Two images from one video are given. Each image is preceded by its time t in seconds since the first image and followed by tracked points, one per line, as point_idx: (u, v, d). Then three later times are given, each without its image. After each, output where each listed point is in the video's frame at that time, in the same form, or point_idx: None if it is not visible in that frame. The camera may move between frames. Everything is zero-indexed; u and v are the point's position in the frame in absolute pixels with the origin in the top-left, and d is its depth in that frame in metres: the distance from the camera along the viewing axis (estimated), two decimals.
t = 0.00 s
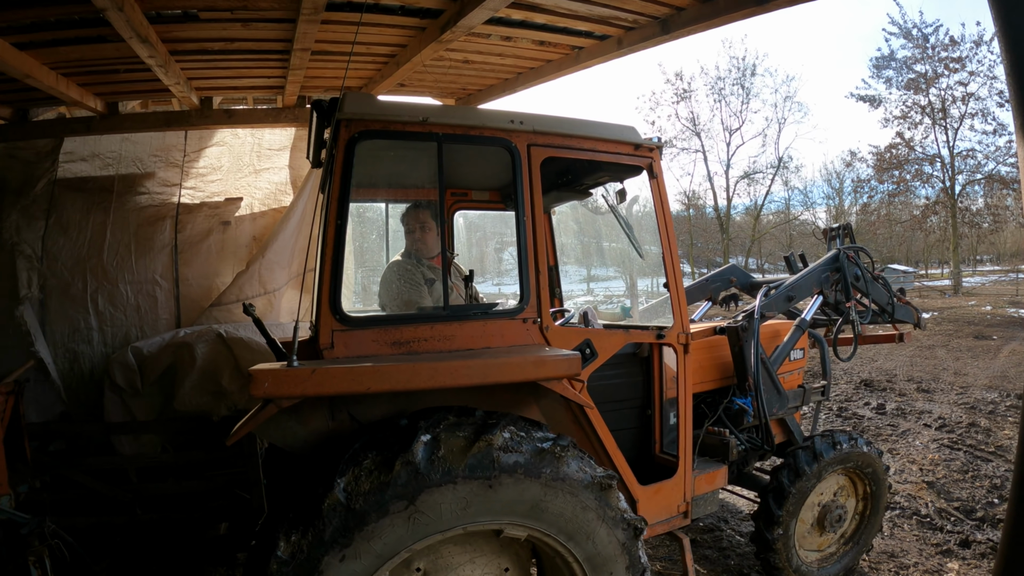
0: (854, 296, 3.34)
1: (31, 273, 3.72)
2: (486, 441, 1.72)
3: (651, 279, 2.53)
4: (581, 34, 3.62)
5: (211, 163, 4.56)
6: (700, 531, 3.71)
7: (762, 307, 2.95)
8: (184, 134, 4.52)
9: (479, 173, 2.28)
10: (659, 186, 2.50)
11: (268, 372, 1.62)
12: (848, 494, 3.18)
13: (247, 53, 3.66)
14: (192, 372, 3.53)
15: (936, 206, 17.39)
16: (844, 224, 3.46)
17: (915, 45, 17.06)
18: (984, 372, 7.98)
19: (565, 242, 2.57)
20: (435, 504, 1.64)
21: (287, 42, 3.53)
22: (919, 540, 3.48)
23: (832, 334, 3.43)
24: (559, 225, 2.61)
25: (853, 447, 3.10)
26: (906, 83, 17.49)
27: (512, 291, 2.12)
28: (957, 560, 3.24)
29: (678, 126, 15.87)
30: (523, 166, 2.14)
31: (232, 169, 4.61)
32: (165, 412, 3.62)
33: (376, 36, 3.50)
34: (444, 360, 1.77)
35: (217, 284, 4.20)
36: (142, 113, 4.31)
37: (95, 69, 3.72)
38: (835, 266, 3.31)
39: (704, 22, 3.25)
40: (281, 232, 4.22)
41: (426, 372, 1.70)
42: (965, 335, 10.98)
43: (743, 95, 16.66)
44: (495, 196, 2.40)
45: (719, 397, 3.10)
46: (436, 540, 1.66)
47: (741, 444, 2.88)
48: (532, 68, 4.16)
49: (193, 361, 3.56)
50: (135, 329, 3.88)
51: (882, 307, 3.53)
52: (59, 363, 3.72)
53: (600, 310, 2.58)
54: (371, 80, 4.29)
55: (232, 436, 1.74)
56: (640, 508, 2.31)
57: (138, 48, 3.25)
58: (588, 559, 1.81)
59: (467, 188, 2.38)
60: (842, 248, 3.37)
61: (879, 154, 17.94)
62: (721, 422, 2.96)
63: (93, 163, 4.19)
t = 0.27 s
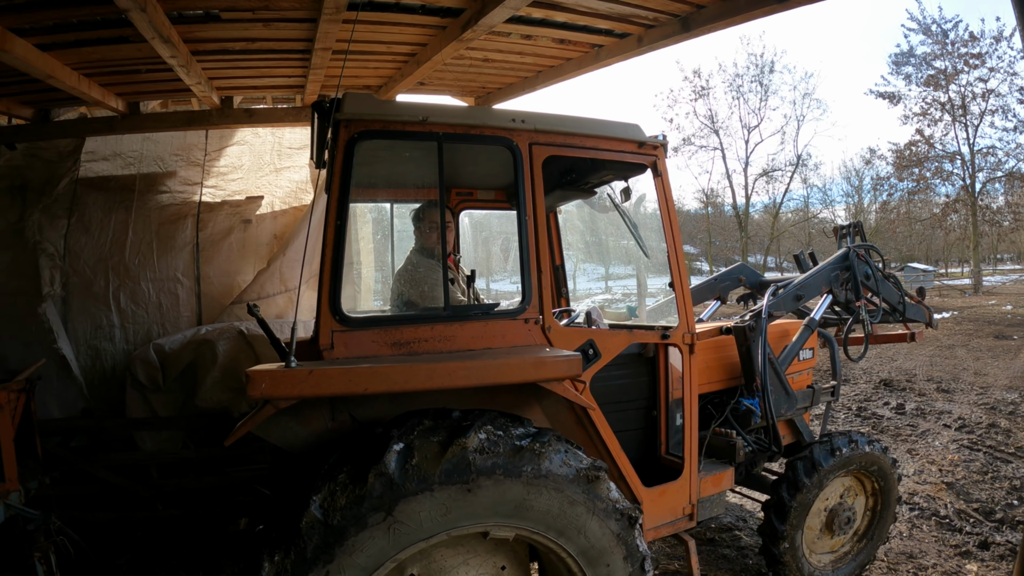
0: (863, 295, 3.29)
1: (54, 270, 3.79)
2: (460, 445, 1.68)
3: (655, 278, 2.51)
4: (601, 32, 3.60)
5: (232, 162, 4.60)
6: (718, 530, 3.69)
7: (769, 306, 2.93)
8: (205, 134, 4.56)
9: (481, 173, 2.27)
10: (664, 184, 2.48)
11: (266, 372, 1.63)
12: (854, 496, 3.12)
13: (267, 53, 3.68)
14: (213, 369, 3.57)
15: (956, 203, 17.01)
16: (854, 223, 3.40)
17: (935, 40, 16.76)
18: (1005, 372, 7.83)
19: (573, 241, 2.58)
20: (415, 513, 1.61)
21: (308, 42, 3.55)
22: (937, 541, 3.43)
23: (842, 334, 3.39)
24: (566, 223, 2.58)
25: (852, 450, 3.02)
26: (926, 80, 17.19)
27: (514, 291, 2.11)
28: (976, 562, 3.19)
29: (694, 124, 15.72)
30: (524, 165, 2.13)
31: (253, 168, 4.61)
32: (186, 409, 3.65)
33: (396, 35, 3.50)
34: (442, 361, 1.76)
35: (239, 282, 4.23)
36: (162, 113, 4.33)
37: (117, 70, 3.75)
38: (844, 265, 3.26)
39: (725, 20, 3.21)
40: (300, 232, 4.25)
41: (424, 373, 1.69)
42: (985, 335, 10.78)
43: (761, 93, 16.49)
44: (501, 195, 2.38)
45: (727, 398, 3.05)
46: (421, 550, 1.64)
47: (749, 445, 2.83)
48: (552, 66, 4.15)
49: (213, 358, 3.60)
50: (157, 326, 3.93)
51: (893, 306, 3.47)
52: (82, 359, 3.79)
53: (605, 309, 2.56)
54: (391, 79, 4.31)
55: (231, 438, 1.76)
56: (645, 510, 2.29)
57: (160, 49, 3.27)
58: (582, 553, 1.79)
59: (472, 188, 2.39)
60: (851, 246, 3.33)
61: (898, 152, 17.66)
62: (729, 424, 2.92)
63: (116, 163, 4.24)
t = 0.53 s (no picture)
0: (871, 293, 3.23)
1: (72, 269, 3.83)
2: (421, 448, 1.66)
3: (655, 276, 2.49)
4: (617, 29, 3.58)
5: (249, 161, 4.59)
6: (734, 530, 3.67)
7: (773, 305, 2.89)
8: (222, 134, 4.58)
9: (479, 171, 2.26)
10: (663, 180, 2.45)
11: (256, 368, 1.64)
12: (857, 496, 3.07)
13: (284, 52, 3.69)
14: (232, 364, 3.64)
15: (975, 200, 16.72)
16: (862, 220, 3.34)
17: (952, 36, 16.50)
18: None
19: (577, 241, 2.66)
20: (382, 519, 1.60)
21: (325, 41, 3.56)
22: (954, 542, 3.38)
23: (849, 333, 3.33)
24: (568, 222, 2.68)
25: (849, 454, 2.95)
26: (943, 76, 16.92)
27: (510, 289, 2.11)
28: (994, 564, 3.13)
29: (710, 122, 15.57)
30: (519, 163, 2.12)
31: (270, 167, 4.63)
32: (203, 406, 3.70)
33: (412, 34, 3.50)
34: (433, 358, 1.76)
35: (256, 281, 4.29)
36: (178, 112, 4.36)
37: (133, 70, 3.78)
38: (851, 263, 3.21)
39: (741, 16, 3.18)
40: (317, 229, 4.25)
41: (413, 372, 1.69)
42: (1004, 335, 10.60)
43: (777, 90, 16.31)
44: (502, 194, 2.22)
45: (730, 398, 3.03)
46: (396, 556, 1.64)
47: (752, 445, 2.80)
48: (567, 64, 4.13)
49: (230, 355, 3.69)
50: (174, 325, 4.01)
51: (901, 305, 3.41)
52: (99, 356, 3.84)
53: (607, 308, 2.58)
54: (407, 78, 4.31)
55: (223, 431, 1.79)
56: (644, 511, 2.26)
57: (177, 49, 3.27)
58: (565, 543, 1.77)
59: (472, 187, 2.25)
60: (857, 243, 3.28)
61: (915, 149, 17.39)
62: (733, 424, 2.89)
63: (133, 162, 4.26)
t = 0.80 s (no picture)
0: (875, 292, 3.19)
1: (88, 269, 3.87)
2: (384, 451, 1.63)
3: (654, 275, 2.46)
4: (631, 28, 3.56)
5: (263, 161, 4.61)
6: (748, 530, 3.65)
7: (775, 303, 2.87)
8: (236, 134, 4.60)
9: (478, 172, 2.25)
10: (660, 179, 2.42)
11: (245, 366, 1.64)
12: (858, 498, 3.02)
13: (298, 52, 3.70)
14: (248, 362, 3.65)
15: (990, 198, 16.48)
16: (867, 219, 3.31)
17: (967, 32, 16.28)
18: None
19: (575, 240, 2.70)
20: (352, 526, 1.59)
21: (339, 41, 3.57)
22: (969, 544, 3.33)
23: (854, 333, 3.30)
24: (569, 221, 2.73)
25: (843, 463, 2.88)
26: (957, 73, 16.70)
27: (505, 289, 2.10)
28: (1010, 566, 3.09)
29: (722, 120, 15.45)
30: (513, 162, 2.11)
31: (283, 166, 4.65)
32: (218, 405, 3.71)
33: (425, 33, 3.50)
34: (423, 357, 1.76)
35: (269, 279, 4.35)
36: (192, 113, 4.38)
37: (148, 72, 3.79)
38: (855, 261, 3.17)
39: (756, 13, 3.15)
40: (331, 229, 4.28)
41: (402, 370, 1.69)
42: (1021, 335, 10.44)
43: (790, 88, 16.17)
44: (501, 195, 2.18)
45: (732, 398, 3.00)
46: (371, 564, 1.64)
47: (752, 447, 2.78)
48: (580, 62, 4.11)
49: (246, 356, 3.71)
50: (189, 323, 4.05)
51: (907, 304, 3.37)
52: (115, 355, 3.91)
53: (607, 309, 2.59)
54: (420, 78, 4.33)
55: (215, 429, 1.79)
56: (642, 512, 2.25)
57: (192, 49, 3.29)
58: (546, 536, 1.75)
59: (474, 188, 2.33)
60: (862, 242, 3.24)
61: (929, 146, 17.17)
62: (733, 425, 2.88)
63: (148, 163, 4.27)
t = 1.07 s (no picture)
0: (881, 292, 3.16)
1: (103, 269, 3.86)
2: (344, 465, 1.61)
3: (651, 275, 2.44)
4: (644, 27, 3.54)
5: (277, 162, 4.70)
6: (761, 531, 3.63)
7: (777, 304, 2.84)
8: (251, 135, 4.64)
9: (473, 173, 2.25)
10: (658, 178, 2.40)
11: (235, 369, 1.65)
12: (859, 503, 2.97)
13: (312, 53, 3.70)
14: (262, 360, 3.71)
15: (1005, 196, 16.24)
16: (873, 217, 3.27)
17: (981, 28, 16.06)
18: None
19: (575, 240, 2.65)
20: (321, 541, 1.58)
21: (353, 41, 3.57)
22: (985, 544, 3.29)
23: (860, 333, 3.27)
24: (570, 221, 2.69)
25: (834, 477, 2.82)
26: (971, 70, 16.47)
27: (498, 291, 2.10)
28: None
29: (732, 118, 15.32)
30: (506, 163, 2.10)
31: (297, 167, 4.72)
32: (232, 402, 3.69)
33: (439, 33, 3.50)
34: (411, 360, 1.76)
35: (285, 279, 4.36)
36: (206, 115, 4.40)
37: (162, 73, 3.78)
38: (860, 260, 3.14)
39: (772, 11, 3.12)
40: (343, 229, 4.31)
41: (389, 373, 1.69)
42: None
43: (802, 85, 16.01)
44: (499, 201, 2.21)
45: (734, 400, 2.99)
46: None
47: (755, 450, 2.75)
48: (593, 62, 4.10)
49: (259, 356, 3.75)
50: (205, 323, 4.10)
51: (914, 304, 3.32)
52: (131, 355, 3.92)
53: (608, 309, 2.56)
54: (434, 78, 4.34)
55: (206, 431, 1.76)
56: (639, 516, 2.23)
57: (207, 51, 3.29)
58: (523, 532, 1.74)
59: (473, 190, 2.34)
60: (867, 241, 3.21)
61: (943, 144, 16.96)
62: (735, 428, 2.85)
63: (163, 163, 4.33)
